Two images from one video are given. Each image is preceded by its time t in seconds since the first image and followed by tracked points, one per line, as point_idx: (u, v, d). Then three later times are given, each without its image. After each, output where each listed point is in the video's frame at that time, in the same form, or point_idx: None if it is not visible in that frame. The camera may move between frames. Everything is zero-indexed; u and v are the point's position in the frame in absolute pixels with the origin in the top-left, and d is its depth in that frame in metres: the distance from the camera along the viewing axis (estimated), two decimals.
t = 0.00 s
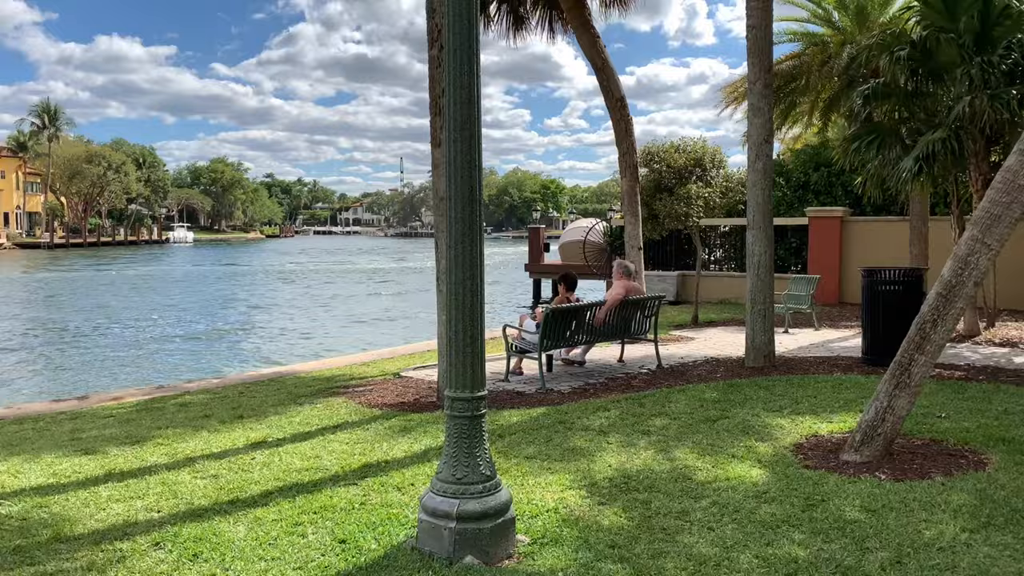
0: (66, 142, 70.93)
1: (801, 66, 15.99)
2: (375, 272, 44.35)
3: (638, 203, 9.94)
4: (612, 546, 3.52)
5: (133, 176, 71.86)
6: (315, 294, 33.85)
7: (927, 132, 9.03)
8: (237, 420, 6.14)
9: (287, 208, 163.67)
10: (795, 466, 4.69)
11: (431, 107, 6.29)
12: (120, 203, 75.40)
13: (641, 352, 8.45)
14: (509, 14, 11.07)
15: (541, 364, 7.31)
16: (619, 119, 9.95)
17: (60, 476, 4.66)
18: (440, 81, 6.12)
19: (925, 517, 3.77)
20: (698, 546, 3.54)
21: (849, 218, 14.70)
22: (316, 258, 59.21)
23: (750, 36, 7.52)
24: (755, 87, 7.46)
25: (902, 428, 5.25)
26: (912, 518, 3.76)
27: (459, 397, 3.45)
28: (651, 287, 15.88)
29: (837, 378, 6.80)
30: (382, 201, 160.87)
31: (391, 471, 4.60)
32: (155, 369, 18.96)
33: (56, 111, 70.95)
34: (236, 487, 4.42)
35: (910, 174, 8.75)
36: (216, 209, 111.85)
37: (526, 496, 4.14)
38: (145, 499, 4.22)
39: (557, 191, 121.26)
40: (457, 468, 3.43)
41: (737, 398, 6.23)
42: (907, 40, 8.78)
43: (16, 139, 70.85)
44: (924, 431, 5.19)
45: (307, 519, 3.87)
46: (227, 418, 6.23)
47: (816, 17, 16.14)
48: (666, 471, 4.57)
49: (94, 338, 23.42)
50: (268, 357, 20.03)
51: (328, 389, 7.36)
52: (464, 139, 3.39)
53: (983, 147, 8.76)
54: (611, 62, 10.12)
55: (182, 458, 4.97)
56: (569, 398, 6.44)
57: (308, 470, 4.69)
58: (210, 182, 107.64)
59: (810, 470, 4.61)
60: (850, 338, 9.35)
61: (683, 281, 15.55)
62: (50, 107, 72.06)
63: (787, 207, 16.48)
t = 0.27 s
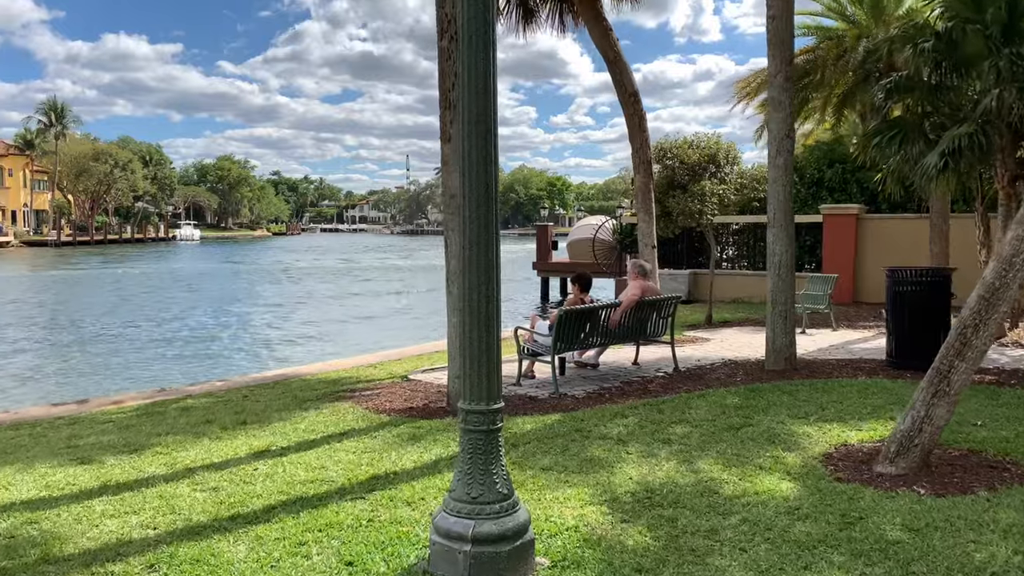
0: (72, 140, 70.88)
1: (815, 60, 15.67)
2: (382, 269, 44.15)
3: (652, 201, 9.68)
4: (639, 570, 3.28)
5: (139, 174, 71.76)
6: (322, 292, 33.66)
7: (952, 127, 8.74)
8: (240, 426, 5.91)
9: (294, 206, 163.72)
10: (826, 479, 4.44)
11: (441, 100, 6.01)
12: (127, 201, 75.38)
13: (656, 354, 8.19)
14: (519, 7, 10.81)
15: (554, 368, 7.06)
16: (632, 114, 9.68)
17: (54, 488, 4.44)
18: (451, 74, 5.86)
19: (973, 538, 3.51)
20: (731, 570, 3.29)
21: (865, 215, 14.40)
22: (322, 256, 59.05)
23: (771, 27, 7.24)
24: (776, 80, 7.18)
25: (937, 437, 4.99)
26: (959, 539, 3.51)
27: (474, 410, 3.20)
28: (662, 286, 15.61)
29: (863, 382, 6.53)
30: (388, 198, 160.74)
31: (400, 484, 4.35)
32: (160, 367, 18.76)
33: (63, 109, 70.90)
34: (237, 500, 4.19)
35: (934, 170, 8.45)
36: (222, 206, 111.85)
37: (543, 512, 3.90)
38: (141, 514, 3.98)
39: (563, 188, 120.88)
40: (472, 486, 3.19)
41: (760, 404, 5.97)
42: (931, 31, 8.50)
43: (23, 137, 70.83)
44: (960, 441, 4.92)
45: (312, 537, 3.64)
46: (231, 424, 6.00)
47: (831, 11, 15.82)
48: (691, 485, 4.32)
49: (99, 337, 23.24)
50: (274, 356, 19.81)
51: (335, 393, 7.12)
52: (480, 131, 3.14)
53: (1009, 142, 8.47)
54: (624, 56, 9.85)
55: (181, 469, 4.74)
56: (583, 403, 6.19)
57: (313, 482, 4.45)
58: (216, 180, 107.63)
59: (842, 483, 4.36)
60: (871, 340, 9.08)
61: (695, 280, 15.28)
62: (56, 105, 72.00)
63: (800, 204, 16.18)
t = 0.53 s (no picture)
0: (93, 137, 71.29)
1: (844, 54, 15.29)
2: (399, 267, 44.06)
3: (680, 197, 9.38)
4: None
5: (158, 171, 72.11)
6: (339, 290, 33.58)
7: (995, 120, 8.39)
8: (256, 430, 5.68)
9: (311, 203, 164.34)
10: (879, 492, 4.14)
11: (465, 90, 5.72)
12: (146, 198, 75.78)
13: (685, 356, 7.90)
14: None
15: (581, 370, 6.79)
16: (660, 107, 9.38)
17: (62, 497, 4.23)
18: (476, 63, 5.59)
19: None
20: None
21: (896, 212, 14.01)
22: (339, 253, 59.09)
23: (809, 15, 6.92)
24: (814, 71, 6.87)
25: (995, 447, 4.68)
26: None
27: (507, 420, 2.94)
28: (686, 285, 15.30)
29: (906, 387, 6.21)
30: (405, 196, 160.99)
31: (424, 495, 4.10)
32: (178, 364, 18.66)
33: (83, 107, 71.31)
34: (253, 512, 3.96)
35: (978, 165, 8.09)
36: (240, 204, 112.37)
37: (579, 529, 3.63)
38: (151, 526, 3.76)
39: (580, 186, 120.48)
40: (506, 504, 2.94)
41: (800, 410, 5.67)
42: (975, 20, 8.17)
43: (44, 135, 71.34)
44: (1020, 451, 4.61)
45: (332, 555, 3.39)
46: (248, 427, 5.78)
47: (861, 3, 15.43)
48: (735, 499, 4.04)
49: (118, 333, 23.22)
50: (291, 353, 19.68)
51: (354, 394, 6.88)
52: (516, 115, 2.87)
53: None
54: (651, 47, 9.54)
55: (195, 476, 4.52)
56: (612, 408, 5.92)
57: (332, 492, 4.21)
58: (235, 177, 108.11)
59: (897, 497, 4.06)
60: (908, 342, 8.74)
61: (720, 279, 14.95)
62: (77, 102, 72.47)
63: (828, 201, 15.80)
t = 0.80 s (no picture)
0: (109, 135, 71.55)
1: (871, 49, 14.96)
2: (413, 266, 43.94)
3: (707, 194, 9.13)
4: None
5: (173, 170, 72.29)
6: (353, 288, 33.46)
7: None
8: (273, 435, 5.47)
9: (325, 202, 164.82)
10: (937, 509, 3.87)
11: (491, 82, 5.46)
12: (161, 196, 76.01)
13: (714, 360, 7.64)
14: None
15: (609, 374, 6.54)
16: (687, 102, 9.13)
17: (71, 507, 4.02)
18: (504, 54, 5.36)
19: None
20: None
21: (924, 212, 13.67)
22: (353, 252, 59.04)
23: (847, 6, 6.64)
24: (853, 64, 6.59)
25: None
26: None
27: (549, 435, 2.70)
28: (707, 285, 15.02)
29: (950, 395, 5.92)
30: (418, 195, 161.23)
31: (450, 509, 3.87)
32: (192, 362, 18.54)
33: (99, 105, 71.54)
34: (272, 525, 3.74)
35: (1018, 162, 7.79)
36: (255, 202, 112.68)
37: (619, 550, 3.40)
38: (164, 542, 3.55)
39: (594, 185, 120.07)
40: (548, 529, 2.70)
41: (841, 419, 5.40)
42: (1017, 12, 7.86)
43: (60, 133, 71.61)
44: None
45: None
46: (264, 433, 5.57)
47: None
48: (783, 518, 3.78)
49: (133, 330, 23.15)
50: (306, 353, 19.52)
51: (373, 398, 6.67)
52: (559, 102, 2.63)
53: None
54: (677, 40, 9.28)
55: (210, 486, 4.30)
56: (643, 415, 5.68)
57: (354, 505, 3.98)
58: (249, 176, 108.39)
59: (958, 514, 3.79)
60: (944, 346, 8.45)
61: (741, 279, 14.66)
62: (93, 100, 72.77)
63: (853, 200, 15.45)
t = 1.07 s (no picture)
0: (117, 135, 71.52)
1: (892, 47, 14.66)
2: (421, 267, 43.74)
3: (730, 195, 8.88)
4: None
5: (181, 169, 72.28)
6: (362, 289, 33.26)
7: None
8: (286, 446, 5.24)
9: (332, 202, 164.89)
10: (997, 533, 3.60)
11: (514, 77, 5.21)
12: (169, 196, 76.02)
13: (740, 366, 7.38)
14: None
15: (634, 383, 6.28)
16: (709, 100, 8.88)
17: (74, 526, 3.79)
18: (528, 47, 5.12)
19: None
20: None
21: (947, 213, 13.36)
22: (361, 252, 58.87)
23: None
24: (889, 59, 6.31)
25: None
26: None
27: (593, 461, 2.47)
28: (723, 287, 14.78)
29: (993, 405, 5.65)
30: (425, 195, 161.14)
31: (476, 531, 3.62)
32: (200, 362, 18.35)
33: (107, 105, 71.53)
34: (288, 548, 3.50)
35: None
36: (262, 202, 112.73)
37: None
38: (174, 566, 3.32)
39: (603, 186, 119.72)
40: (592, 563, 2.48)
41: (882, 431, 5.13)
42: None
43: (69, 133, 71.66)
44: None
45: None
46: (277, 444, 5.34)
47: None
48: (833, 541, 3.54)
49: (140, 331, 23.00)
50: (315, 354, 19.30)
51: (389, 406, 6.44)
52: (607, 96, 2.41)
53: None
54: (698, 36, 9.01)
55: (221, 503, 4.07)
56: (671, 426, 5.45)
57: (374, 525, 3.74)
58: (257, 176, 108.43)
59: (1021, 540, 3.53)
60: (976, 352, 8.18)
61: (758, 281, 14.42)
62: (102, 100, 72.84)
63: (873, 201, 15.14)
